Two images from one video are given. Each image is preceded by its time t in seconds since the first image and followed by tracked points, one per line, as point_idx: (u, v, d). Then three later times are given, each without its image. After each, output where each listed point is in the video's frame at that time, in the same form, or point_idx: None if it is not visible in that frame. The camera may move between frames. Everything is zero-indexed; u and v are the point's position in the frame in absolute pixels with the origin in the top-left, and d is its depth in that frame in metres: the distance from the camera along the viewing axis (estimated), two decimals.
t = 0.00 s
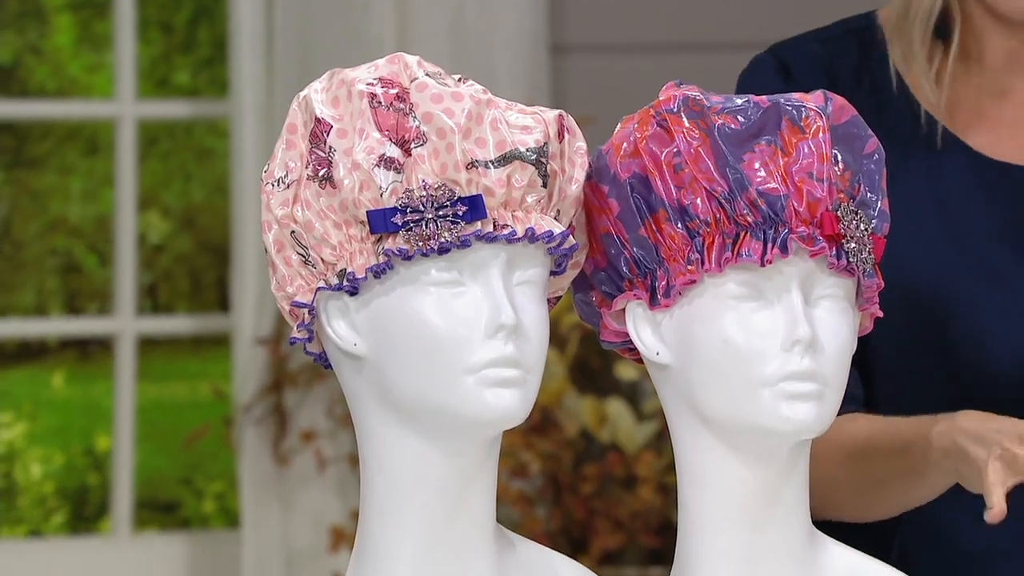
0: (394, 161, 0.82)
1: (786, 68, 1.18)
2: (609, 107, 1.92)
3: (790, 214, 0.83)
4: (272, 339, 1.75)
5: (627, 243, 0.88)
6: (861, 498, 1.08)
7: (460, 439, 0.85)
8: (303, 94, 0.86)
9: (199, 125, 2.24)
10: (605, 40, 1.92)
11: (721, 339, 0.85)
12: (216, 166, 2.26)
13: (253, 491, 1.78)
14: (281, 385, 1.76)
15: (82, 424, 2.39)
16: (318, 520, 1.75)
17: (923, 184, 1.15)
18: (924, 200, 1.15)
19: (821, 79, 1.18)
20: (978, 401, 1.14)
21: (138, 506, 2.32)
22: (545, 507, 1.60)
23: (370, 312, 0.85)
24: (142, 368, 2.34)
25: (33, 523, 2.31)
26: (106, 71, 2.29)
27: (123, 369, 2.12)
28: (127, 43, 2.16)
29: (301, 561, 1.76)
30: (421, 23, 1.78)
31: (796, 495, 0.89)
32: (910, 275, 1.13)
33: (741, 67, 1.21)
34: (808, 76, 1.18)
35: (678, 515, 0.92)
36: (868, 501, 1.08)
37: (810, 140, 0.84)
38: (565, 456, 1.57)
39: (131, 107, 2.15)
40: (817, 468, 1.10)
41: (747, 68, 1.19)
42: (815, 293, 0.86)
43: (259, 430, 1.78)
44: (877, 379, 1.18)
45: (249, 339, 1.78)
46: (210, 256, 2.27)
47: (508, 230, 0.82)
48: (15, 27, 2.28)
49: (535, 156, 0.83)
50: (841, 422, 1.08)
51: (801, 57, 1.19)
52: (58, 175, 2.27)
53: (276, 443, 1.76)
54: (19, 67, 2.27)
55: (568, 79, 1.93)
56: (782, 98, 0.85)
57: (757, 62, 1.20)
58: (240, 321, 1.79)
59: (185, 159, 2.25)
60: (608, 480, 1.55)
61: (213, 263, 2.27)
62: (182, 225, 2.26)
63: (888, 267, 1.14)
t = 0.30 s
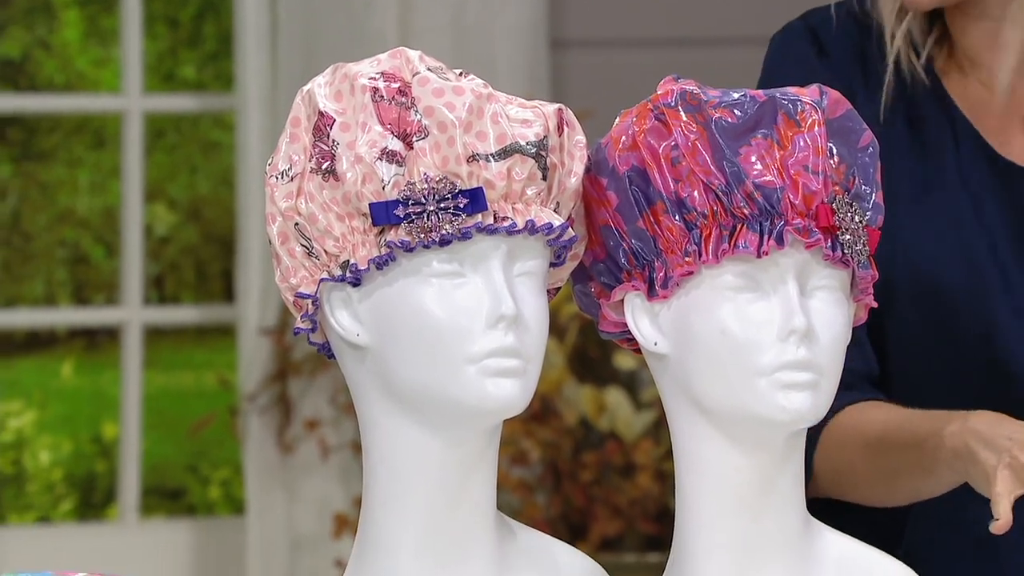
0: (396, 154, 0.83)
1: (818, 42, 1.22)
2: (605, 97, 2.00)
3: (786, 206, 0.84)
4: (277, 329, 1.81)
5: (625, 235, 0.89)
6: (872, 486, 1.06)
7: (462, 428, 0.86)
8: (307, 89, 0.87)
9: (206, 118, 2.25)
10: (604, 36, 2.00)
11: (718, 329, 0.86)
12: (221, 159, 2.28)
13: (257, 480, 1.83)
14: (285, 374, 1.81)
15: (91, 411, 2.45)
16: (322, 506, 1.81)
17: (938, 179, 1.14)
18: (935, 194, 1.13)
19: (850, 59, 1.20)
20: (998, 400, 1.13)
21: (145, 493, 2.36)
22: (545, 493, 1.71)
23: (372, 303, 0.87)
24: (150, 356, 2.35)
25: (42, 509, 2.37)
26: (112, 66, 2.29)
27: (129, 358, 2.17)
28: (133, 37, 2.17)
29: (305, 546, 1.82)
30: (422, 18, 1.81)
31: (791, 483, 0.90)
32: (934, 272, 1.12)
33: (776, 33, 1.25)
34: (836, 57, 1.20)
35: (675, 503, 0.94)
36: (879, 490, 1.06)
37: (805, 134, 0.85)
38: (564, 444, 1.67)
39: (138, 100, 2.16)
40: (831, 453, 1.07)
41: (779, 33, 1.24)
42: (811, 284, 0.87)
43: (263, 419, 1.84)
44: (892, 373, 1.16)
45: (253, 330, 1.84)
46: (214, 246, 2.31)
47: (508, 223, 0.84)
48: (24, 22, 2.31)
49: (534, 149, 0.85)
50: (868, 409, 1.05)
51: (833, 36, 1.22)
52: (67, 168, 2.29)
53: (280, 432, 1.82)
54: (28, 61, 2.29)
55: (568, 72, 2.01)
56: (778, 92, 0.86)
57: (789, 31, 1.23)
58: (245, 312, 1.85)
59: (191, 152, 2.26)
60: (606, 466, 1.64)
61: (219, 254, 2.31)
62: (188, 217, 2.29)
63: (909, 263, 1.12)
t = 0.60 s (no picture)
0: (400, 148, 0.85)
1: (811, 38, 1.24)
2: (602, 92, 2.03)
3: (780, 199, 0.86)
4: (283, 318, 1.87)
5: (623, 227, 0.92)
6: (860, 480, 1.08)
7: (464, 416, 0.89)
8: (312, 84, 0.89)
9: (213, 112, 2.31)
10: (605, 33, 2.03)
11: (713, 319, 0.88)
12: (229, 152, 2.33)
13: (265, 465, 1.89)
14: (292, 362, 1.88)
15: (101, 400, 2.50)
16: (327, 490, 1.89)
17: (932, 176, 1.16)
18: (928, 191, 1.15)
19: (844, 54, 1.22)
20: (985, 398, 1.17)
21: (154, 478, 2.40)
22: (544, 479, 1.72)
23: (376, 293, 0.89)
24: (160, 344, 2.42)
25: (55, 494, 2.41)
26: (122, 61, 2.34)
27: (140, 347, 2.23)
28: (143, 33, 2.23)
29: (312, 530, 1.89)
30: (425, 17, 1.86)
31: (785, 470, 0.92)
32: (925, 271, 1.14)
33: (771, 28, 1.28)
34: (829, 52, 1.22)
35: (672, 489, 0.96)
36: (866, 484, 1.08)
37: (799, 128, 0.87)
38: (563, 430, 1.69)
39: (148, 95, 2.22)
40: (821, 445, 1.09)
41: (775, 29, 1.26)
42: (804, 275, 0.89)
43: (269, 405, 1.89)
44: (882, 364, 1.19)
45: (260, 319, 1.90)
46: (224, 238, 2.36)
47: (509, 215, 0.86)
48: (37, 19, 2.34)
49: (534, 143, 0.87)
50: (858, 406, 1.07)
51: (826, 31, 1.24)
52: (78, 161, 2.34)
53: (287, 418, 1.89)
54: (40, 57, 2.32)
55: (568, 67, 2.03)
56: (772, 87, 0.88)
57: (783, 27, 1.26)
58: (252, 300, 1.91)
59: (200, 145, 2.32)
60: (604, 451, 1.67)
61: (228, 245, 2.36)
62: (198, 208, 2.34)
63: (901, 260, 1.15)
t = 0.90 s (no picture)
0: (403, 142, 0.87)
1: (810, 30, 1.26)
2: (604, 89, 2.11)
3: (773, 192, 0.88)
4: (291, 308, 1.92)
5: (621, 220, 0.94)
6: (851, 470, 1.10)
7: (466, 404, 0.91)
8: (318, 81, 0.91)
9: (223, 108, 2.37)
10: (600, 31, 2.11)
11: (709, 309, 0.91)
12: (238, 147, 2.40)
13: (272, 449, 1.94)
14: (299, 351, 1.93)
15: (115, 387, 2.57)
16: (332, 476, 1.94)
17: (925, 170, 1.18)
18: (922, 183, 1.18)
19: (843, 45, 1.24)
20: (974, 390, 1.20)
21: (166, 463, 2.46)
22: (544, 465, 1.80)
23: (380, 284, 0.91)
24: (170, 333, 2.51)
25: (69, 478, 2.46)
26: (135, 58, 2.40)
27: (152, 336, 2.27)
28: (155, 31, 2.27)
29: (317, 515, 1.94)
30: (429, 17, 1.92)
31: (778, 457, 0.95)
32: (917, 262, 1.17)
33: (770, 20, 1.30)
34: (827, 43, 1.24)
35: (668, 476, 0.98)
36: (857, 474, 1.10)
37: (792, 123, 0.90)
38: (562, 416, 1.78)
39: (159, 92, 2.27)
40: (815, 435, 1.11)
41: (773, 19, 1.29)
42: (798, 266, 0.92)
43: (277, 392, 1.94)
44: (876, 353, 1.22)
45: (268, 309, 1.95)
46: (233, 230, 2.43)
47: (509, 208, 0.88)
48: (51, 17, 2.40)
49: (534, 138, 0.89)
50: (852, 399, 1.09)
51: (825, 21, 1.26)
52: (92, 155, 2.40)
53: (294, 405, 1.93)
54: (54, 54, 2.38)
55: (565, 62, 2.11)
56: (766, 84, 0.91)
57: (782, 18, 1.28)
58: (261, 291, 1.95)
59: (210, 139, 2.38)
60: (603, 437, 1.77)
61: (237, 237, 2.43)
62: (207, 202, 2.41)
63: (894, 251, 1.18)
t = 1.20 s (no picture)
0: (407, 138, 0.90)
1: (811, 29, 1.28)
2: (602, 87, 2.15)
3: (767, 186, 0.91)
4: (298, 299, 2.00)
5: (619, 213, 0.96)
6: (853, 458, 1.12)
7: (468, 393, 0.94)
8: (324, 78, 0.94)
9: (231, 105, 2.43)
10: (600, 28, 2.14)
11: (705, 301, 0.93)
12: (246, 142, 2.48)
13: (280, 433, 2.03)
14: (305, 340, 2.01)
15: (127, 375, 2.63)
16: (338, 462, 2.03)
17: (917, 164, 1.21)
18: (917, 178, 1.20)
19: (842, 44, 1.26)
20: (971, 381, 1.23)
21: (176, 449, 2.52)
22: (544, 451, 1.90)
23: (385, 276, 0.94)
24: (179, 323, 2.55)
25: (82, 465, 2.54)
26: (146, 56, 2.46)
27: (163, 325, 2.34)
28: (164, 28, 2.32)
29: (324, 499, 2.04)
30: (431, 15, 1.96)
31: (771, 444, 0.97)
32: (915, 257, 1.19)
33: (772, 17, 1.32)
34: (828, 43, 1.26)
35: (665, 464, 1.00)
36: (859, 462, 1.12)
37: (785, 119, 0.92)
38: (562, 406, 1.86)
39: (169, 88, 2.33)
40: (818, 423, 1.13)
41: (774, 17, 1.31)
42: (791, 258, 0.94)
43: (284, 380, 2.02)
44: (875, 345, 1.24)
45: (275, 300, 2.02)
46: (243, 224, 2.51)
47: (510, 202, 0.91)
48: (64, 16, 2.46)
49: (534, 133, 0.91)
50: (856, 388, 1.11)
51: (827, 20, 1.28)
52: (105, 150, 2.47)
53: (301, 394, 2.02)
54: (68, 52, 2.45)
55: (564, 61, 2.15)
56: (760, 81, 0.93)
57: (782, 17, 1.29)
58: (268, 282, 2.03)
59: (219, 135, 2.45)
60: (601, 424, 1.85)
61: (246, 229, 2.50)
62: (216, 195, 2.48)
63: (891, 245, 1.20)
